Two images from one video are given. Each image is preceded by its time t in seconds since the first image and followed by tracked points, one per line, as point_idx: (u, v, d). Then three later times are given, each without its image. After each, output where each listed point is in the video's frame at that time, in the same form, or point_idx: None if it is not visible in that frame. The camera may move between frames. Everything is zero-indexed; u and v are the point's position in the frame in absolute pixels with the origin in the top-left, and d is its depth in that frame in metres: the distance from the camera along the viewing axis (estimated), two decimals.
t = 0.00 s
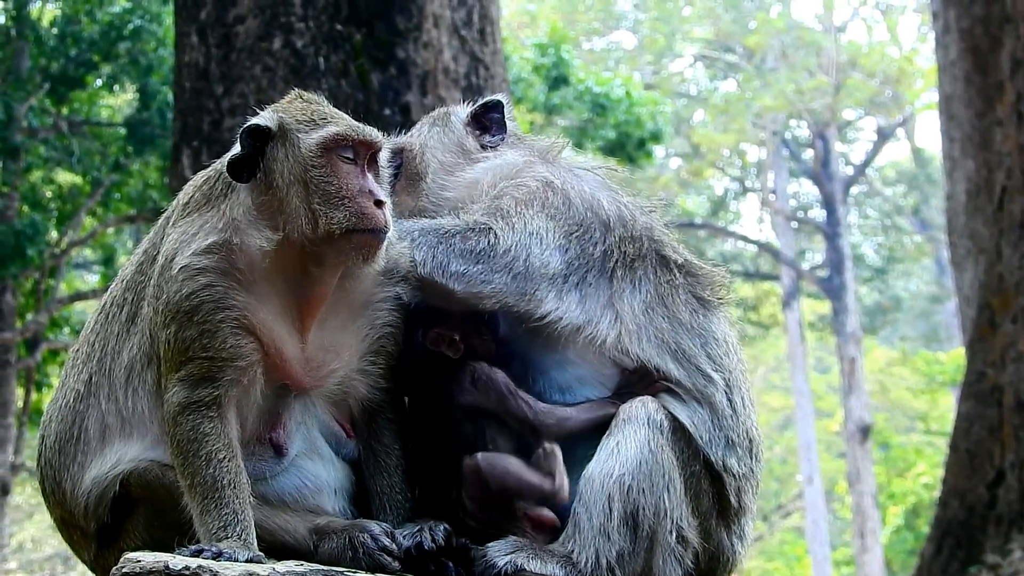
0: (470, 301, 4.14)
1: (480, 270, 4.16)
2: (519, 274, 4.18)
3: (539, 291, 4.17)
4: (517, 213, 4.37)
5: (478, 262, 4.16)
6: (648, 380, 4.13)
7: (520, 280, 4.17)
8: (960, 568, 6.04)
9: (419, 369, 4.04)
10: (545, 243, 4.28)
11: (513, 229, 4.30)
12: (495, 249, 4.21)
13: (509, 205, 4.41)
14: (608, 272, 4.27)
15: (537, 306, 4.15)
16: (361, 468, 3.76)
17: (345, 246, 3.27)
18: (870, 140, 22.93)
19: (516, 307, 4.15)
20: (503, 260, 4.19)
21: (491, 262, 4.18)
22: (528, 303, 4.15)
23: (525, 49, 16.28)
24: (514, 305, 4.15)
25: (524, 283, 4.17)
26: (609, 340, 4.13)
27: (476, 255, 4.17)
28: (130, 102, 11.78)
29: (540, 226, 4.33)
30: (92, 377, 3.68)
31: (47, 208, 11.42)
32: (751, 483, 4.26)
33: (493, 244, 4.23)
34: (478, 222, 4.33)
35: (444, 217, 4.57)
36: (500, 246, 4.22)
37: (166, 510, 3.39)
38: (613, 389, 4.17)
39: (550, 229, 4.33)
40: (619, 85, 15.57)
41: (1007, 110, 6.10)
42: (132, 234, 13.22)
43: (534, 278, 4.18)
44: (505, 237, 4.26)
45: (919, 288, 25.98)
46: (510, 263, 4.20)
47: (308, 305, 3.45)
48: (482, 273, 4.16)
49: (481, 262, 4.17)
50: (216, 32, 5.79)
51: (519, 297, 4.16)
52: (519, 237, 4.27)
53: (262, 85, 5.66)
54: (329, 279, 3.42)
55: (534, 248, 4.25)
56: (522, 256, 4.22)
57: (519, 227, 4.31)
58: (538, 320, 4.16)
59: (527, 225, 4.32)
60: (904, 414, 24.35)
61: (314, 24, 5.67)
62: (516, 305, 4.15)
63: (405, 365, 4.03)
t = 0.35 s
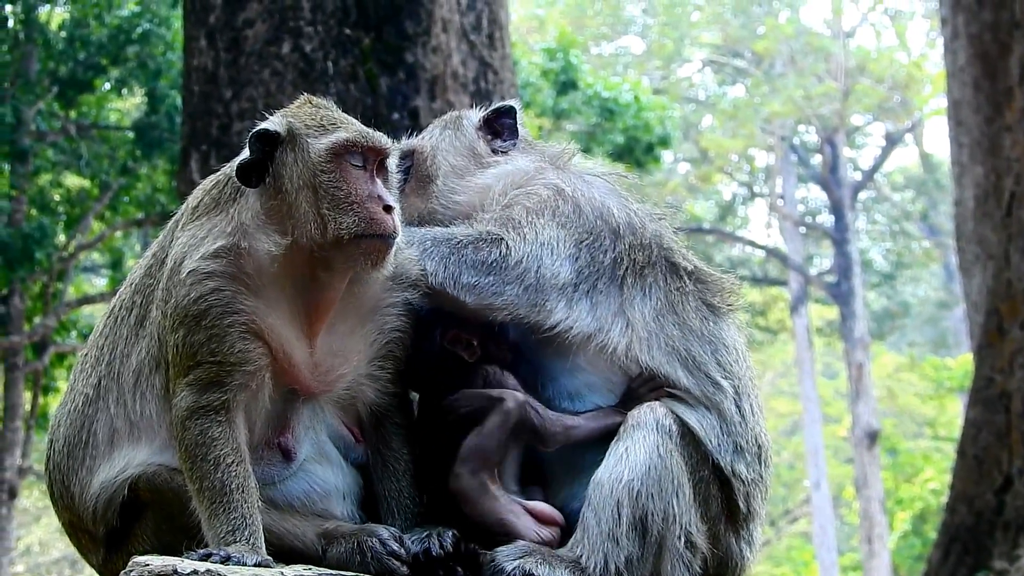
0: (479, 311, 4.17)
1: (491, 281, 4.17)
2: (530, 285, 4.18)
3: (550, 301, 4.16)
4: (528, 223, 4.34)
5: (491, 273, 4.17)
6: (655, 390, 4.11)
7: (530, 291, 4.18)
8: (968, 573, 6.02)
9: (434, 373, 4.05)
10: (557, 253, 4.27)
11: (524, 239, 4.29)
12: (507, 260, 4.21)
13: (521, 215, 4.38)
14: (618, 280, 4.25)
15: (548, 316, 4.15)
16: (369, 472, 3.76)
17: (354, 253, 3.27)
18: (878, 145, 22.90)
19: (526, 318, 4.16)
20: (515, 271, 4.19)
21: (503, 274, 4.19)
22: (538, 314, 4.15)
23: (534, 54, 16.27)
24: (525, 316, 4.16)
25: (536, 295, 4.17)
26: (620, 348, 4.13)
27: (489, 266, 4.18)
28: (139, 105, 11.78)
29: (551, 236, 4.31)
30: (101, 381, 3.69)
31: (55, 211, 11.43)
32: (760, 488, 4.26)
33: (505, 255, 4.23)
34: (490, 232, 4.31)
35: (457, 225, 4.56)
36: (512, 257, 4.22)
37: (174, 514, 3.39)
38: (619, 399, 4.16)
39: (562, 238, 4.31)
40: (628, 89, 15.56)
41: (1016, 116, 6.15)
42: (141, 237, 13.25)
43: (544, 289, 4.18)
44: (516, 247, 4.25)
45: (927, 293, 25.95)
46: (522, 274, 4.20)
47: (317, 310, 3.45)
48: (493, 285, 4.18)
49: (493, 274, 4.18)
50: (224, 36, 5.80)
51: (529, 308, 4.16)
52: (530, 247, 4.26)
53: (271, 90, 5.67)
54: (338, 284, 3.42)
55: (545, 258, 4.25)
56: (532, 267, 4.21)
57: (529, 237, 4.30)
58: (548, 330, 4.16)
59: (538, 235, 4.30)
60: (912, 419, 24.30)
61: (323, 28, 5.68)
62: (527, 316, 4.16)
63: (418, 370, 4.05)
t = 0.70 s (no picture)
0: (431, 280, 4.23)
1: (444, 251, 4.25)
2: (485, 255, 4.25)
3: (512, 277, 4.22)
4: (491, 201, 4.42)
5: (443, 241, 4.28)
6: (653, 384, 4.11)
7: (486, 262, 4.25)
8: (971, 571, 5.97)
9: (432, 373, 4.03)
10: (520, 231, 4.31)
11: (484, 213, 4.37)
12: (465, 230, 4.31)
13: (491, 192, 4.46)
14: (594, 271, 4.25)
15: (509, 291, 4.21)
16: (370, 471, 3.76)
17: (359, 254, 3.31)
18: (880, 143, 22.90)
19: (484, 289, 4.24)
20: (469, 240, 4.28)
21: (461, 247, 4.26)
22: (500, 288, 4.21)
23: (536, 54, 16.26)
24: (479, 285, 4.24)
25: (493, 267, 4.24)
26: (592, 335, 4.13)
27: (444, 234, 4.30)
28: (141, 107, 11.83)
29: (516, 215, 4.36)
30: (101, 381, 3.70)
31: (57, 214, 11.47)
32: (759, 481, 4.27)
33: (463, 224, 4.33)
34: (454, 209, 4.40)
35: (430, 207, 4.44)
36: (470, 227, 4.31)
37: (177, 515, 3.40)
38: (617, 396, 4.15)
39: (528, 219, 4.35)
40: (630, 89, 15.56)
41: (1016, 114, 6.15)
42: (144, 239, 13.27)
43: (505, 264, 4.23)
44: (475, 219, 4.34)
45: (930, 291, 25.97)
46: (479, 245, 4.27)
47: (318, 310, 3.47)
48: (443, 253, 4.26)
49: (448, 242, 4.28)
50: (225, 38, 5.81)
51: (482, 276, 4.24)
52: (491, 221, 4.33)
53: (273, 91, 5.68)
54: (340, 284, 3.44)
55: (506, 233, 4.30)
56: (491, 239, 4.28)
57: (492, 213, 4.37)
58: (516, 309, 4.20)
59: (501, 212, 4.36)
60: (916, 417, 24.28)
61: (324, 30, 5.70)
62: (482, 286, 4.24)
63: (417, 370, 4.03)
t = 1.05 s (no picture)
0: (465, 279, 4.16)
1: (477, 248, 4.17)
2: (516, 252, 4.19)
3: (538, 270, 4.17)
4: (517, 194, 4.36)
5: (477, 240, 4.18)
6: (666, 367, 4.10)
7: (516, 261, 4.19)
8: (976, 548, 5.94)
9: (439, 356, 3.97)
10: (546, 223, 4.28)
11: (513, 209, 4.31)
12: (493, 228, 4.23)
13: (511, 186, 4.41)
14: (612, 255, 4.26)
15: (534, 286, 4.15)
16: (377, 454, 3.77)
17: (370, 237, 3.32)
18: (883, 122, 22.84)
19: (513, 286, 4.16)
20: (501, 239, 4.21)
21: (489, 242, 4.19)
22: (527, 283, 4.15)
23: (537, 35, 16.19)
24: (510, 284, 4.17)
25: (522, 262, 4.18)
26: (612, 322, 4.13)
27: (476, 233, 4.20)
28: (142, 91, 11.82)
29: (541, 206, 4.32)
30: (107, 362, 3.70)
31: (60, 198, 11.38)
32: (763, 462, 4.27)
33: (491, 223, 4.24)
34: (478, 202, 4.33)
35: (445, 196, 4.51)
36: (498, 225, 4.24)
37: (182, 497, 3.40)
38: (620, 375, 4.15)
39: (551, 209, 4.32)
40: (632, 69, 15.51)
41: (1020, 91, 6.13)
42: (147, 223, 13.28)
43: (532, 259, 4.19)
44: (503, 215, 4.28)
45: (933, 270, 25.97)
46: (508, 241, 4.22)
47: (325, 293, 3.47)
48: (471, 252, 4.16)
49: (480, 241, 4.19)
50: (226, 21, 5.79)
51: (515, 276, 4.17)
52: (517, 216, 4.28)
53: (274, 74, 5.65)
54: (348, 267, 3.45)
55: (534, 228, 4.26)
56: (521, 236, 4.22)
57: (518, 207, 4.31)
58: (538, 300, 4.15)
59: (528, 205, 4.31)
60: (919, 395, 24.30)
61: (325, 12, 5.67)
62: (514, 284, 4.16)
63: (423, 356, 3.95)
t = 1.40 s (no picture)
0: (469, 264, 4.10)
1: (483, 234, 4.14)
2: (521, 237, 4.17)
3: (544, 254, 4.16)
4: (523, 177, 4.36)
5: (482, 226, 4.15)
6: (671, 345, 4.09)
7: (522, 245, 4.17)
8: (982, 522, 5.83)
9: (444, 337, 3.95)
10: (551, 207, 4.27)
11: (518, 193, 4.29)
12: (499, 213, 4.20)
13: (516, 169, 4.40)
14: (617, 234, 4.27)
15: (539, 270, 4.14)
16: (380, 430, 3.76)
17: (393, 214, 3.35)
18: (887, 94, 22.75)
19: (518, 271, 4.13)
20: (507, 225, 4.18)
21: (495, 227, 4.16)
22: (532, 267, 4.13)
23: (540, 10, 16.09)
24: (516, 269, 4.13)
25: (528, 248, 4.16)
26: (619, 302, 4.12)
27: (481, 218, 4.16)
28: (146, 68, 11.81)
29: (546, 188, 4.33)
30: (111, 341, 3.69)
31: (64, 175, 11.40)
32: (767, 435, 4.27)
33: (497, 208, 4.22)
34: (482, 185, 4.30)
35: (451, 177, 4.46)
36: (504, 210, 4.21)
37: (187, 474, 3.40)
38: (628, 346, 4.06)
39: (556, 191, 4.33)
40: (635, 43, 15.42)
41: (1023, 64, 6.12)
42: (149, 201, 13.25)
43: (538, 243, 4.17)
44: (508, 200, 4.25)
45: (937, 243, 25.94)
46: (514, 227, 4.19)
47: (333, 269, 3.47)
48: (476, 237, 4.13)
49: (485, 226, 4.15)
50: None
51: (521, 261, 4.14)
52: (523, 200, 4.26)
53: (277, 50, 5.63)
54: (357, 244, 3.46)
55: (539, 211, 4.25)
56: (525, 221, 4.21)
57: (523, 191, 4.30)
58: (543, 283, 4.14)
59: (533, 189, 4.31)
60: (924, 369, 24.28)
61: None
62: (519, 269, 4.13)
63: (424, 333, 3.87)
